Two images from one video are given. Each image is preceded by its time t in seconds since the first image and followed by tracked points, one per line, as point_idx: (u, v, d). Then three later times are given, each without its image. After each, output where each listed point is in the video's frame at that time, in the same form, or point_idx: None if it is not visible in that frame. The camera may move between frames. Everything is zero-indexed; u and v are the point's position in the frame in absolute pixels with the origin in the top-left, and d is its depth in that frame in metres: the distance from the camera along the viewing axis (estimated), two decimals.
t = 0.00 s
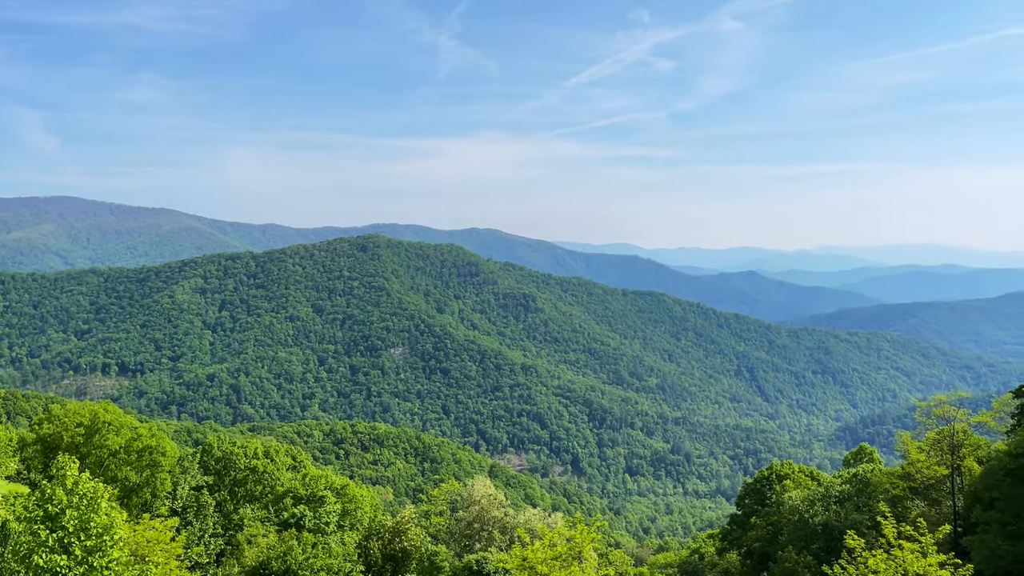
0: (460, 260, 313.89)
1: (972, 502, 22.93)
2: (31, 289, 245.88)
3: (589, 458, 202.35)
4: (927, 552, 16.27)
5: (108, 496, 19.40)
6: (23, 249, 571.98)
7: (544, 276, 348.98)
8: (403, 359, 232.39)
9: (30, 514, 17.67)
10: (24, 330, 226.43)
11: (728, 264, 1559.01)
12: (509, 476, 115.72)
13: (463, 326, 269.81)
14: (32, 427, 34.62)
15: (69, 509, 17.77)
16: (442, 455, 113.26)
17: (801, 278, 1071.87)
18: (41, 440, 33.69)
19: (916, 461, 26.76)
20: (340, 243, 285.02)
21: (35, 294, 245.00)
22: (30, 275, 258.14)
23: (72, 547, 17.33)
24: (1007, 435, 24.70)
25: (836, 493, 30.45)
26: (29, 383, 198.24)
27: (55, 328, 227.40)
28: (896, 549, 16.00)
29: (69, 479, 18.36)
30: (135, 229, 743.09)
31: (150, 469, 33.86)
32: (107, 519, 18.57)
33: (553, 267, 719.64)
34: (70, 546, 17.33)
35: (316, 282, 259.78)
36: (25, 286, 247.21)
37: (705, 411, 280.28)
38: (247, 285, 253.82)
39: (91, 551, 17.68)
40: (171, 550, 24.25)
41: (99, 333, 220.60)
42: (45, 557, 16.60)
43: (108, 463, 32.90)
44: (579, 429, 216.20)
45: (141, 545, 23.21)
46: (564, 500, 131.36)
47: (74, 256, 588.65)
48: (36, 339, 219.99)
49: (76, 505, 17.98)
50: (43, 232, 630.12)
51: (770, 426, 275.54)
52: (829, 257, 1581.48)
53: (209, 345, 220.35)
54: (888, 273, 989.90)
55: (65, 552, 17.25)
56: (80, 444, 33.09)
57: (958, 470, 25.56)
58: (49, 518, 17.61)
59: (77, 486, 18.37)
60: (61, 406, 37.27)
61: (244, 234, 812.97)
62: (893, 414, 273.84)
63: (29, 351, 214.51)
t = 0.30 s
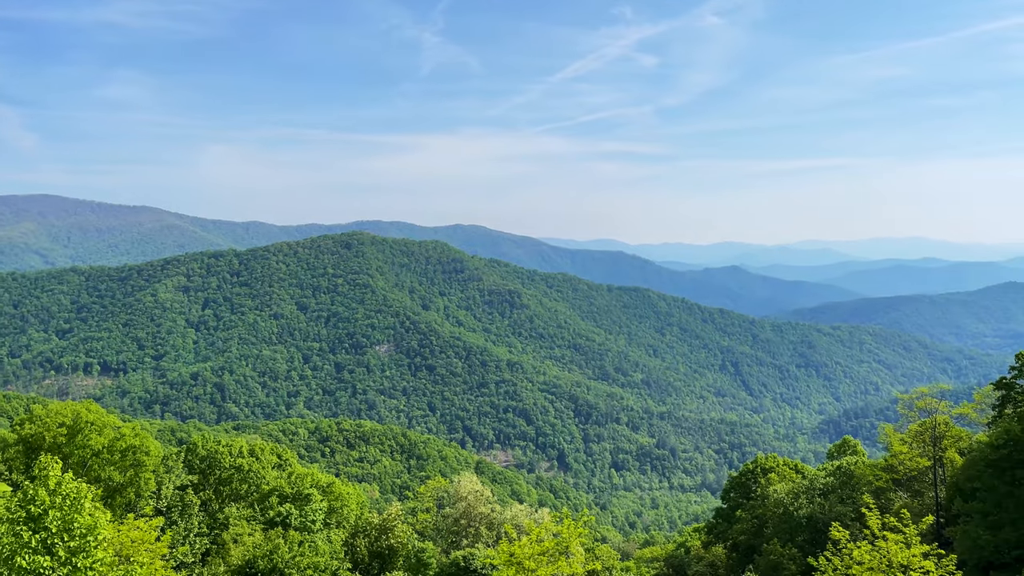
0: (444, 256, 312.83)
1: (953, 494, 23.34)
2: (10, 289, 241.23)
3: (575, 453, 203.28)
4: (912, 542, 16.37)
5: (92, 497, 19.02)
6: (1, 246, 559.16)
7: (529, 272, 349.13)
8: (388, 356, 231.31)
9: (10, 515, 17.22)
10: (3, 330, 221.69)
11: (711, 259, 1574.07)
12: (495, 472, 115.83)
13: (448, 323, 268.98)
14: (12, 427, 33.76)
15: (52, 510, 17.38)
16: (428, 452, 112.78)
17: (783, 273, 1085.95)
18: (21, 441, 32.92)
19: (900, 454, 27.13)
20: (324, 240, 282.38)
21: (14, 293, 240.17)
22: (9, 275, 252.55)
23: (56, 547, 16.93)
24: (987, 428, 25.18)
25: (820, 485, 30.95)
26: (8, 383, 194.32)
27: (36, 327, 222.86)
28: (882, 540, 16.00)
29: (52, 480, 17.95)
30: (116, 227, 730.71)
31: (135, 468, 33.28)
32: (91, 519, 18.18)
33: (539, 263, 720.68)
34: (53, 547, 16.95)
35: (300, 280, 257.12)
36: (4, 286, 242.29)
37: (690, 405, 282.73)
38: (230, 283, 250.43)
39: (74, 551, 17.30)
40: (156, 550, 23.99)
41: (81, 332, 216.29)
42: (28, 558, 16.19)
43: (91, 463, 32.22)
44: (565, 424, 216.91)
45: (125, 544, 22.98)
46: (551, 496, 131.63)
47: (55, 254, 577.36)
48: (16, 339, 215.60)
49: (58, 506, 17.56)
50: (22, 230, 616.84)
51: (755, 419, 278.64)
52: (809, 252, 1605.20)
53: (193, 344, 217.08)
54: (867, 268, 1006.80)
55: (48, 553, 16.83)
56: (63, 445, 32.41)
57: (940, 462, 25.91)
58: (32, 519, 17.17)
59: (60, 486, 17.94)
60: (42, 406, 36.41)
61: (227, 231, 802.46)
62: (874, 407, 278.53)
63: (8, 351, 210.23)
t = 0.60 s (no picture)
0: (434, 253, 312.00)
1: (943, 487, 23.60)
2: None
3: (566, 449, 203.80)
4: (903, 536, 16.46)
5: (80, 497, 18.75)
6: None
7: (520, 269, 348.96)
8: (379, 354, 230.62)
9: None
10: None
11: (700, 255, 1582.38)
12: (486, 469, 116.00)
13: (439, 320, 268.38)
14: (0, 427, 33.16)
15: (41, 510, 17.15)
16: (419, 449, 112.60)
17: (772, 268, 1094.45)
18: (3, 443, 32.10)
19: (890, 448, 27.41)
20: (314, 238, 280.52)
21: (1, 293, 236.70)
22: None
23: (43, 547, 16.61)
24: (974, 419, 25.56)
25: (811, 480, 31.18)
26: None
27: (23, 327, 219.56)
28: (874, 533, 16.04)
29: (40, 480, 17.75)
30: (104, 226, 721.99)
31: (125, 468, 32.71)
32: (79, 520, 17.82)
33: (529, 260, 721.31)
34: (41, 547, 16.65)
35: (289, 278, 255.40)
36: None
37: (680, 401, 284.22)
38: (219, 282, 248.02)
39: (62, 551, 16.93)
40: (146, 550, 23.70)
41: (69, 331, 213.12)
42: (15, 560, 15.78)
43: (79, 462, 31.63)
44: (556, 420, 217.39)
45: (114, 544, 22.67)
46: (542, 492, 132.00)
47: (42, 253, 569.57)
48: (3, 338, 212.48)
49: (46, 506, 17.32)
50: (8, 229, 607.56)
51: (745, 414, 280.54)
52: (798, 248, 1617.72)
53: (182, 343, 214.73)
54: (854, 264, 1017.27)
55: (36, 554, 16.50)
56: (50, 444, 31.92)
57: (930, 455, 26.15)
58: (19, 519, 16.93)
59: (47, 487, 17.63)
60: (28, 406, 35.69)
61: (216, 228, 794.89)
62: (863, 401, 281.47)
63: None
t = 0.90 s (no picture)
0: (426, 249, 311.12)
1: (933, 480, 23.86)
2: None
3: (559, 445, 204.27)
4: (894, 528, 16.54)
5: (69, 494, 18.54)
6: None
7: (512, 265, 348.80)
8: (371, 350, 229.85)
9: None
10: None
11: (692, 250, 1588.47)
12: (480, 465, 116.10)
13: (431, 316, 267.89)
14: None
15: (30, 508, 16.96)
16: (412, 445, 112.40)
17: (763, 263, 1101.35)
18: None
19: (880, 441, 27.70)
20: (306, 234, 278.94)
21: None
22: None
23: (33, 546, 16.39)
24: (964, 413, 25.82)
25: (802, 474, 31.51)
26: None
27: (12, 324, 216.87)
28: (864, 526, 16.19)
29: (29, 477, 17.60)
30: (93, 223, 714.95)
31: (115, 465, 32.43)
32: (69, 517, 17.72)
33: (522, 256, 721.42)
34: (31, 546, 16.39)
35: (281, 274, 254.02)
36: None
37: (672, 396, 285.69)
38: (210, 278, 246.18)
39: (52, 549, 16.79)
40: (137, 547, 23.54)
41: (59, 328, 210.77)
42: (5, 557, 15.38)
43: (69, 460, 31.41)
44: (548, 416, 217.91)
45: (105, 541, 22.49)
46: (535, 487, 132.25)
47: (31, 250, 563.26)
48: None
49: (34, 504, 17.15)
50: None
51: (737, 409, 282.45)
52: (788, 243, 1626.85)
53: (173, 340, 213.18)
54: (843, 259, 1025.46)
55: (25, 552, 16.26)
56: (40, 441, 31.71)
57: (921, 448, 26.38)
58: (7, 518, 16.78)
59: (36, 485, 17.48)
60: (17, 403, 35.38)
61: (206, 224, 788.70)
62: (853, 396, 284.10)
63: None
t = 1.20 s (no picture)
0: (417, 242, 309.77)
1: (922, 471, 24.12)
2: None
3: (550, 438, 205.05)
4: (884, 519, 16.63)
5: (58, 488, 18.29)
6: None
7: (503, 259, 348.45)
8: (362, 344, 229.02)
9: None
10: None
11: (682, 244, 1594.18)
12: (471, 458, 116.31)
13: (422, 309, 267.27)
14: None
15: (18, 502, 16.66)
16: (403, 439, 112.15)
17: (753, 257, 1108.20)
18: None
19: (869, 433, 28.05)
20: (296, 227, 276.93)
21: None
22: None
23: (21, 540, 16.15)
24: (952, 405, 26.14)
25: (792, 466, 31.79)
26: None
27: None
28: (853, 518, 16.27)
29: (17, 472, 17.32)
30: (82, 215, 707.43)
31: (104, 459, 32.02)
32: (58, 511, 17.46)
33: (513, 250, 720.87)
34: (19, 540, 16.16)
35: (271, 268, 252.33)
36: None
37: (663, 388, 287.37)
38: (200, 272, 244.00)
39: (41, 543, 16.56)
40: (127, 542, 23.29)
41: (47, 322, 207.88)
42: None
43: (58, 455, 31.05)
44: (539, 409, 218.48)
45: (94, 536, 22.25)
46: (526, 480, 132.71)
47: (19, 243, 553.96)
48: None
49: (23, 498, 16.87)
50: None
51: (727, 402, 284.77)
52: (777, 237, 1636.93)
53: (163, 334, 211.45)
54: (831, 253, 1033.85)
55: (13, 547, 16.01)
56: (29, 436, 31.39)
57: (908, 440, 26.78)
58: None
59: (24, 480, 17.21)
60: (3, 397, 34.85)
61: (195, 216, 779.78)
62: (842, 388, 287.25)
63: None
